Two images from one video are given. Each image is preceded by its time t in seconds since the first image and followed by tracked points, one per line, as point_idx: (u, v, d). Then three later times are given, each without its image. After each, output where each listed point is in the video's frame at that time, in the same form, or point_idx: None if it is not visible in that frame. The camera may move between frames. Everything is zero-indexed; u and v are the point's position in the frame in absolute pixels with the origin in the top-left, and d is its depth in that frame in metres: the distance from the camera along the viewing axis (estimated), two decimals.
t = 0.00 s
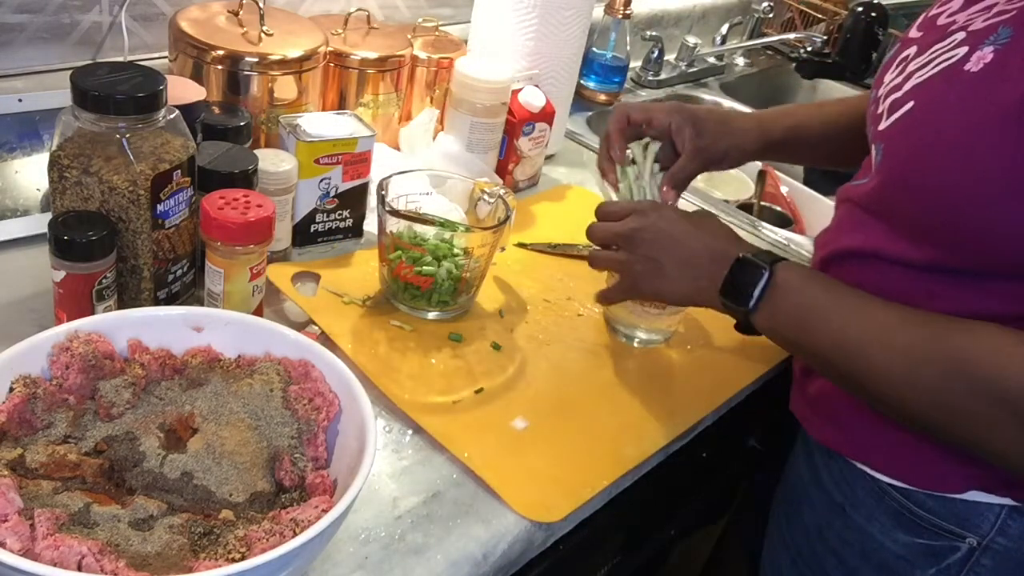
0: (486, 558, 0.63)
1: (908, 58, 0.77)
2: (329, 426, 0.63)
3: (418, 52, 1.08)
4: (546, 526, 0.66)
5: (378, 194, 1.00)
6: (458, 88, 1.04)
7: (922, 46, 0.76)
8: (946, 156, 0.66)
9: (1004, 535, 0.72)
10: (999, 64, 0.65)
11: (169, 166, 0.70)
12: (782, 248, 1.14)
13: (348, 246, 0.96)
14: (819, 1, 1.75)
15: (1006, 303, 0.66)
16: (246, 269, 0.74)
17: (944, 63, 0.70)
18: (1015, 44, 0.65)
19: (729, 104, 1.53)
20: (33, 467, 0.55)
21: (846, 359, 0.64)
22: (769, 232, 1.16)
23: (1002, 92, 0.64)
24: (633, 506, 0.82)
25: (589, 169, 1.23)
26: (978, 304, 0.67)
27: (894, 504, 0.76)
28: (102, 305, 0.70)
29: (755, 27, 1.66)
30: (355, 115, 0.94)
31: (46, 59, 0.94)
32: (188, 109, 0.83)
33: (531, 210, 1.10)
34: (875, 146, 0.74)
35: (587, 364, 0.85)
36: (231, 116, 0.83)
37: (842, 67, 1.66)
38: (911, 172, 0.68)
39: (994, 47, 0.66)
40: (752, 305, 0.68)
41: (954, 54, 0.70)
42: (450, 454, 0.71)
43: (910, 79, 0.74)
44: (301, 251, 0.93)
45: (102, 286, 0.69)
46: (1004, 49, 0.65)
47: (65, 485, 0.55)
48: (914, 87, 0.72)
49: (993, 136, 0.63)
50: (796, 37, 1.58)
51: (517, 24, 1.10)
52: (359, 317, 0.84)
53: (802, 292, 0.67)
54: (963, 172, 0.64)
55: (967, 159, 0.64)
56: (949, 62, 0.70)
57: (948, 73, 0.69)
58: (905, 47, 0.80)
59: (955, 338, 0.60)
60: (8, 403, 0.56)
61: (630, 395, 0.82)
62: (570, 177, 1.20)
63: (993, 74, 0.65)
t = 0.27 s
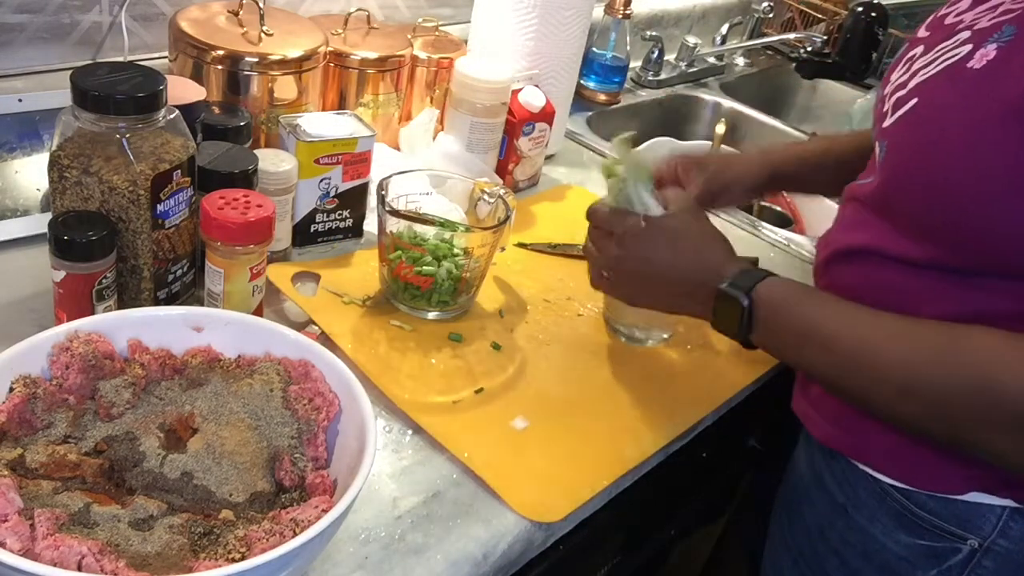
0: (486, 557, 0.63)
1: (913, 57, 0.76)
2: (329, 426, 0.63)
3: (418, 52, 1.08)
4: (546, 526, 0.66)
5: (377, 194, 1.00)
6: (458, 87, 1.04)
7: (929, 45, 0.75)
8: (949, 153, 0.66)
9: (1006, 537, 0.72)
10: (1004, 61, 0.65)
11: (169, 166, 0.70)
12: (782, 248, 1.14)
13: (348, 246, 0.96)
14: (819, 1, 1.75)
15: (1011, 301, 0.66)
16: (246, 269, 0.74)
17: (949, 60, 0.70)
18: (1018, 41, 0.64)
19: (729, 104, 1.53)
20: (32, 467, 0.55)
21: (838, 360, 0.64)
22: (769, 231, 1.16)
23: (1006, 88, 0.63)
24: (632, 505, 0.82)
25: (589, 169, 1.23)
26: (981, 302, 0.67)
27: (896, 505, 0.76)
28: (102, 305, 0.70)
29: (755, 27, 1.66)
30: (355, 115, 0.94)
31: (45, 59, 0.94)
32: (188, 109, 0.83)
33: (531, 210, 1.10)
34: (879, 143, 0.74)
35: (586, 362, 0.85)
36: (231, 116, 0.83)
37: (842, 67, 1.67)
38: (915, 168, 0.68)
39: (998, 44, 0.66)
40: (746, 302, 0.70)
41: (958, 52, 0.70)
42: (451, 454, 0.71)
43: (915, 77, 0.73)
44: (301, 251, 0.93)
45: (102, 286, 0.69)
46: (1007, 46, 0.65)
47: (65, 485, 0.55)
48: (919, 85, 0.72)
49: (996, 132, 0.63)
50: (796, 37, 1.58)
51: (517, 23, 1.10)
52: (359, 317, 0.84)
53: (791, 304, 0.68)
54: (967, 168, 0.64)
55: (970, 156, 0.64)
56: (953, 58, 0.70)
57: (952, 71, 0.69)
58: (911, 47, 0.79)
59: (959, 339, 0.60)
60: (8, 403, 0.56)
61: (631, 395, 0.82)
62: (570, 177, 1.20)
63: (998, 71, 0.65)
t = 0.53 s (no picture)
0: (486, 557, 0.63)
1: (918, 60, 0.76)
2: (329, 426, 0.63)
3: (418, 52, 1.08)
4: (546, 526, 0.66)
5: (377, 194, 1.00)
6: (458, 87, 1.04)
7: (933, 47, 0.75)
8: (953, 154, 0.65)
9: (1006, 541, 0.72)
10: (1007, 62, 0.64)
11: (169, 166, 0.70)
12: (782, 248, 1.14)
13: (348, 246, 0.96)
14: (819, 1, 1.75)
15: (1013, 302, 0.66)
16: (246, 269, 0.74)
17: (953, 62, 0.70)
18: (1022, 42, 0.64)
19: (729, 104, 1.53)
20: (32, 467, 0.55)
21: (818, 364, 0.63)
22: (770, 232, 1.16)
23: (1010, 90, 0.63)
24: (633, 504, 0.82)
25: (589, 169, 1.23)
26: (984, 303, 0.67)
27: (895, 507, 0.76)
28: (102, 305, 0.70)
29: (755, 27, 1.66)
30: (355, 115, 0.94)
31: (45, 59, 0.94)
32: (188, 109, 0.83)
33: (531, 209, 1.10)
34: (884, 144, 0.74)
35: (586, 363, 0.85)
36: (231, 116, 0.83)
37: (842, 67, 1.66)
38: (920, 169, 0.68)
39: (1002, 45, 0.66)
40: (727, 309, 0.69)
41: (962, 53, 0.69)
42: (451, 454, 0.71)
43: (919, 78, 0.73)
44: (301, 251, 0.93)
45: (102, 286, 0.69)
46: (1011, 47, 0.65)
47: (65, 485, 0.55)
48: (923, 87, 0.71)
49: (1000, 133, 0.63)
50: (796, 37, 1.58)
51: (517, 23, 1.10)
52: (359, 317, 0.84)
53: (778, 309, 0.67)
54: (971, 169, 0.64)
55: (974, 157, 0.64)
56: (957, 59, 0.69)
57: (956, 72, 0.69)
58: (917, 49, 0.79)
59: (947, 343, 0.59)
60: (8, 402, 0.56)
61: (631, 395, 0.82)
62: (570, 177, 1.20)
63: (1001, 73, 0.64)
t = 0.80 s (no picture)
0: (486, 557, 0.63)
1: (923, 69, 0.76)
2: (329, 426, 0.63)
3: (418, 52, 1.08)
4: (546, 526, 0.66)
5: (377, 194, 1.00)
6: (458, 88, 1.04)
7: (938, 56, 0.74)
8: (959, 163, 0.65)
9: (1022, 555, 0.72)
10: (1012, 71, 0.64)
11: (169, 166, 0.70)
12: (782, 248, 1.14)
13: (348, 245, 0.96)
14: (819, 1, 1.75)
15: None
16: (246, 269, 0.74)
17: (958, 71, 0.69)
18: None
19: (729, 104, 1.53)
20: (32, 467, 0.55)
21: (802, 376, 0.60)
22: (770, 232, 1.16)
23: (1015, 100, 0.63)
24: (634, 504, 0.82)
25: (589, 169, 1.23)
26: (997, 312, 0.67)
27: (908, 520, 0.76)
28: (102, 305, 0.70)
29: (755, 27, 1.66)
30: (355, 115, 0.94)
31: (45, 59, 0.94)
32: (188, 109, 0.83)
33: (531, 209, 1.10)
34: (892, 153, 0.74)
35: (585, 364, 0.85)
36: (231, 116, 0.83)
37: (842, 67, 1.68)
38: (926, 181, 0.68)
39: (1007, 54, 0.65)
40: (688, 303, 0.65)
41: (967, 63, 0.69)
42: (451, 454, 0.71)
43: (925, 87, 0.73)
44: (301, 250, 0.93)
45: (102, 286, 0.69)
46: (1015, 56, 0.64)
47: (65, 485, 0.55)
48: (929, 97, 0.71)
49: (1005, 143, 0.62)
50: (796, 37, 1.58)
51: (517, 23, 1.10)
52: (358, 317, 0.84)
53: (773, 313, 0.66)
54: (977, 180, 0.64)
55: (979, 167, 0.64)
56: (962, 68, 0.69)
57: (961, 81, 0.68)
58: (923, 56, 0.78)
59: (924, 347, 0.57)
60: (8, 403, 0.56)
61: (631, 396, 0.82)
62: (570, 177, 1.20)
63: (1006, 82, 0.64)
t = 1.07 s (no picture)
0: (486, 558, 0.63)
1: (918, 72, 0.76)
2: (329, 426, 0.63)
3: (418, 52, 1.08)
4: (546, 526, 0.66)
5: (377, 194, 1.00)
6: (458, 88, 1.04)
7: (932, 58, 0.75)
8: (963, 160, 0.65)
9: None
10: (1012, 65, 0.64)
11: (169, 166, 0.70)
12: (782, 249, 1.14)
13: (348, 246, 0.96)
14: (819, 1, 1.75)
15: None
16: (246, 269, 0.74)
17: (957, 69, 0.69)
18: None
19: (729, 104, 1.53)
20: (33, 467, 0.55)
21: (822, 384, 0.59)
22: (770, 233, 1.16)
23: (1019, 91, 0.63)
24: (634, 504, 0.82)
25: (589, 169, 1.23)
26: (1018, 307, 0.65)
27: (964, 539, 0.72)
28: (102, 305, 0.70)
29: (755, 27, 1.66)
30: (355, 115, 0.93)
31: (45, 59, 0.94)
32: (188, 109, 0.83)
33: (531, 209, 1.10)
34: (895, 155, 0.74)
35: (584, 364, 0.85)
36: (231, 116, 0.83)
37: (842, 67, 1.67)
38: (931, 180, 0.68)
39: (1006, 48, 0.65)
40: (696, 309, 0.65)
41: (965, 61, 0.69)
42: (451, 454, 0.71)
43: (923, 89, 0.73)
44: (301, 251, 0.93)
45: (102, 286, 0.69)
46: (1015, 50, 0.64)
47: (65, 485, 0.54)
48: (928, 98, 0.71)
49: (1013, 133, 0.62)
50: (796, 37, 1.58)
51: (517, 23, 1.10)
52: (358, 317, 0.84)
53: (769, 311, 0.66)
54: (983, 174, 0.64)
55: (989, 159, 0.63)
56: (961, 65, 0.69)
57: (960, 79, 0.68)
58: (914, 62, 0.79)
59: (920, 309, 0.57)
60: (8, 403, 0.56)
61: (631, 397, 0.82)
62: (570, 177, 1.20)
63: (1007, 75, 0.64)
